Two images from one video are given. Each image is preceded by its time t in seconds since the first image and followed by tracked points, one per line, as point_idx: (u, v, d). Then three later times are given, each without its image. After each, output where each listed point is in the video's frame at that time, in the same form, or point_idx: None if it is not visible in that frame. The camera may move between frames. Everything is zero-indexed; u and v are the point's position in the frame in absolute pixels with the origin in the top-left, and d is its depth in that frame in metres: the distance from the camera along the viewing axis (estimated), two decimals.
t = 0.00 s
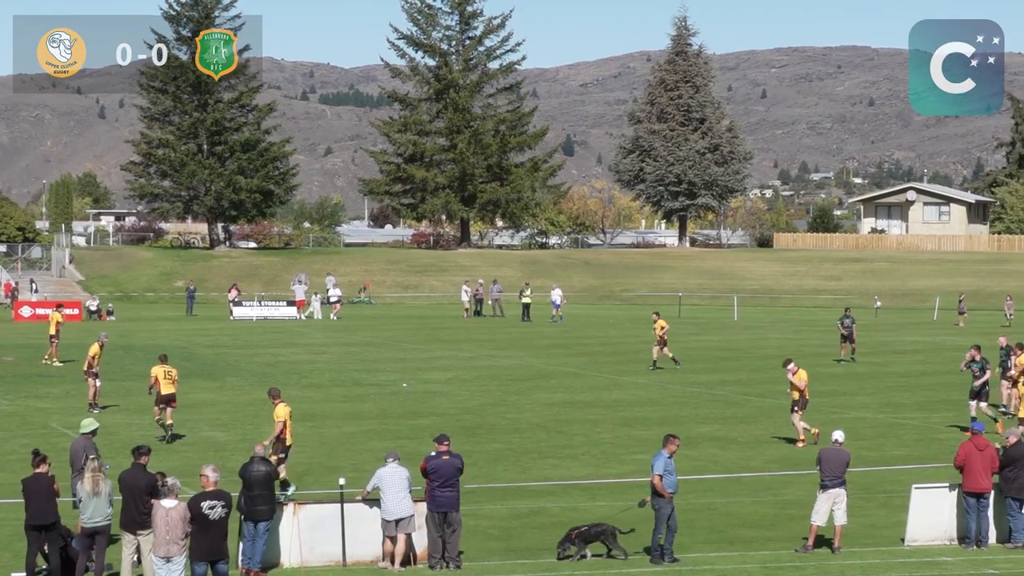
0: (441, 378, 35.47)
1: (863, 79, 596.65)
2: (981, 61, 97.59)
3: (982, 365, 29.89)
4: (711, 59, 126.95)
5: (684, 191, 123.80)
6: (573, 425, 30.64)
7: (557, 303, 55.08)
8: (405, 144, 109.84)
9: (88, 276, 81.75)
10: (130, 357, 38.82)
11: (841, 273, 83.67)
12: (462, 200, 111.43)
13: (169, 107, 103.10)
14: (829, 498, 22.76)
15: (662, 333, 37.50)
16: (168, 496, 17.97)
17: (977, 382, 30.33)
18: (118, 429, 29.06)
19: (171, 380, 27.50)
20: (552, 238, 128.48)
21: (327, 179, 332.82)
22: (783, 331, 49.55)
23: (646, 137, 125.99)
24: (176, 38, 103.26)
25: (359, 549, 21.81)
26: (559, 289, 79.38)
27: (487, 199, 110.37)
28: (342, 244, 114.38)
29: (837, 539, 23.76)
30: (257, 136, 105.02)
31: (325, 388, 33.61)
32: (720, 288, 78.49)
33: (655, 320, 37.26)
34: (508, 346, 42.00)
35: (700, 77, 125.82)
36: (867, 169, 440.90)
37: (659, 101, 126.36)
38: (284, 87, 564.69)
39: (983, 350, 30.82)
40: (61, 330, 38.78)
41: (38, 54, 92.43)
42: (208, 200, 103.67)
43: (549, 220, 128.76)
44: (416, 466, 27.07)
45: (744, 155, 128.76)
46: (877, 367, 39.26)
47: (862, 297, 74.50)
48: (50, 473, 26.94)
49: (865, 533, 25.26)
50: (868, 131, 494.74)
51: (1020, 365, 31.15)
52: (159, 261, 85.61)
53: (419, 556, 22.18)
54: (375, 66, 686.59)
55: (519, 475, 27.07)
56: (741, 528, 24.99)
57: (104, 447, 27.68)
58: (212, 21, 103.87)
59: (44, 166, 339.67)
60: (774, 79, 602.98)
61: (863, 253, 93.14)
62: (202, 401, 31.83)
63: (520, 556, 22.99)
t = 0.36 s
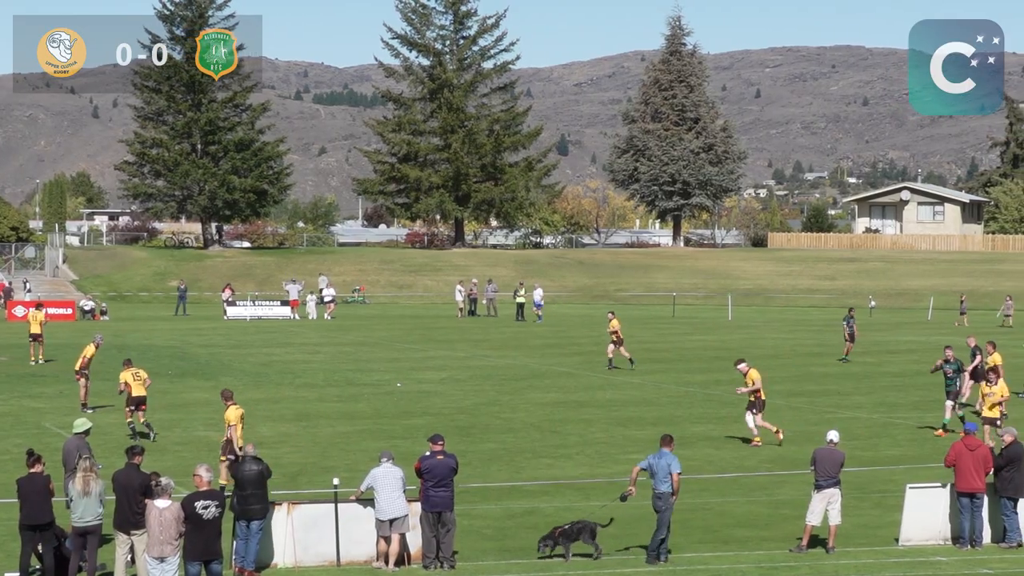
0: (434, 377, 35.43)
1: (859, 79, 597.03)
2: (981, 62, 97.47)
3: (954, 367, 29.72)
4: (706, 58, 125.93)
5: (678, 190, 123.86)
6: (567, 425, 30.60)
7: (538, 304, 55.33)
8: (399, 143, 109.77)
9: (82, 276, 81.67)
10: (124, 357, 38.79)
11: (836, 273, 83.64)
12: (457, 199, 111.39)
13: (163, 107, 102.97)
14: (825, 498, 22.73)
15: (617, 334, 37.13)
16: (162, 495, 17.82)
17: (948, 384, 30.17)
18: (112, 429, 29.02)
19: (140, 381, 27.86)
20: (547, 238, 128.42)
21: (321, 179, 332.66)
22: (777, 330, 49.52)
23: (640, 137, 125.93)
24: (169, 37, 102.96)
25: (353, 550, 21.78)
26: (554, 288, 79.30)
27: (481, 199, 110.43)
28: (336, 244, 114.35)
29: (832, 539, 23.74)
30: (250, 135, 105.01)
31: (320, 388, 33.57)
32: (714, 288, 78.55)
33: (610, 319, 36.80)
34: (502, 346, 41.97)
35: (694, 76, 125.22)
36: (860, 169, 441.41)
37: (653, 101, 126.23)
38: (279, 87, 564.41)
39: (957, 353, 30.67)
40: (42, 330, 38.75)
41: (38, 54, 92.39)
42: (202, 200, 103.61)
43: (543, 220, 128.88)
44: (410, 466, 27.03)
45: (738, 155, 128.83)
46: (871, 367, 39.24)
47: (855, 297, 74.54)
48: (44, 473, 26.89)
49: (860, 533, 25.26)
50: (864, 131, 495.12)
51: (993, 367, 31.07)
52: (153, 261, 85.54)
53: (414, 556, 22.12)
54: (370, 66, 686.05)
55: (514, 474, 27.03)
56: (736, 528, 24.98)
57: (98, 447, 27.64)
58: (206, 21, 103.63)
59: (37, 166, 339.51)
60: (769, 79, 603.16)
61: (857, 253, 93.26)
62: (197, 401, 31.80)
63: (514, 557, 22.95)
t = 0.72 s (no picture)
0: (427, 378, 35.45)
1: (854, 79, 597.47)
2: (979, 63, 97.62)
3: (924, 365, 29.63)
4: (697, 60, 127.45)
5: (671, 191, 123.80)
6: (560, 426, 30.60)
7: (519, 305, 55.63)
8: (392, 144, 109.48)
9: (74, 276, 81.62)
10: (117, 358, 38.77)
11: (828, 273, 83.69)
12: (449, 200, 111.29)
13: (155, 108, 102.89)
14: (818, 499, 22.89)
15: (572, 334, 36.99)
16: (154, 496, 17.88)
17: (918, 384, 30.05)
18: (105, 430, 29.00)
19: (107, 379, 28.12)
20: (539, 238, 128.21)
21: (313, 180, 332.68)
22: (769, 331, 49.56)
23: (632, 137, 125.87)
24: (161, 38, 102.78)
25: (347, 549, 21.81)
26: (546, 289, 79.27)
27: (474, 200, 110.32)
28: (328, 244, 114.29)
29: (825, 539, 23.76)
30: (243, 136, 104.92)
31: (312, 388, 33.54)
32: (707, 288, 78.64)
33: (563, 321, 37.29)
34: (495, 347, 42.00)
35: (687, 77, 126.03)
36: (852, 169, 442.31)
37: (646, 102, 126.40)
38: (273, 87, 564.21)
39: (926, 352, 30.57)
40: (27, 330, 38.63)
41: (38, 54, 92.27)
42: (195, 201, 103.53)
43: (536, 221, 128.85)
44: (403, 466, 27.02)
45: (731, 155, 128.88)
46: (863, 367, 39.31)
47: (848, 297, 74.58)
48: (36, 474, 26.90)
49: (853, 534, 25.29)
50: (859, 132, 495.39)
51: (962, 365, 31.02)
52: (145, 262, 85.53)
53: (406, 557, 22.12)
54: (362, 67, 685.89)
55: (507, 475, 27.03)
56: (728, 528, 25.01)
57: (89, 449, 27.63)
58: (198, 21, 103.39)
59: (30, 166, 339.49)
60: (764, 79, 603.46)
61: (849, 254, 93.43)
62: (189, 402, 31.79)
63: (507, 556, 22.97)
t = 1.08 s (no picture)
0: (416, 378, 35.43)
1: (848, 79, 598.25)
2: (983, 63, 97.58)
3: (889, 365, 29.38)
4: (687, 59, 127.06)
5: (661, 191, 123.83)
6: (549, 426, 30.58)
7: (497, 305, 55.91)
8: (381, 144, 109.52)
9: (63, 276, 81.54)
10: (106, 358, 38.75)
11: (818, 273, 83.73)
12: (439, 200, 111.25)
13: (145, 108, 102.74)
14: (808, 499, 22.92)
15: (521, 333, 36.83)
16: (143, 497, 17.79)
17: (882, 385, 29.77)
18: (95, 431, 28.98)
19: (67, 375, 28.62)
20: (529, 239, 127.93)
21: (303, 180, 332.61)
22: (760, 331, 49.59)
23: (622, 138, 125.87)
24: (150, 38, 102.68)
25: (335, 550, 21.79)
26: (536, 289, 79.25)
27: (464, 200, 110.37)
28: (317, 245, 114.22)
29: (814, 539, 23.79)
30: (233, 136, 104.79)
31: (302, 389, 33.53)
32: (697, 288, 78.71)
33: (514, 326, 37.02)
34: (484, 346, 42.01)
35: (677, 77, 125.79)
36: (844, 169, 443.44)
37: (636, 102, 126.29)
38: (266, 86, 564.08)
39: (888, 352, 30.33)
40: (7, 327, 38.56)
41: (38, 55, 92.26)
42: (184, 201, 103.45)
43: (526, 221, 128.86)
44: (393, 467, 27.02)
45: (721, 156, 128.97)
46: (853, 368, 39.30)
47: (838, 298, 74.65)
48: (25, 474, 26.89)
49: (842, 534, 25.31)
50: (851, 133, 496.53)
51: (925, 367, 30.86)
52: (134, 262, 85.43)
53: (396, 557, 22.11)
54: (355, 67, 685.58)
55: (496, 475, 27.00)
56: (717, 529, 25.03)
57: (78, 450, 27.62)
58: (188, 22, 103.14)
59: (20, 166, 339.32)
60: (757, 79, 604.12)
61: (839, 254, 93.64)
62: (179, 402, 31.78)
63: (498, 557, 22.98)
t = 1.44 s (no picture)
0: (400, 378, 35.44)
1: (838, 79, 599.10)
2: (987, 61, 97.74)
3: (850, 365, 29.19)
4: (671, 59, 126.81)
5: (645, 191, 123.88)
6: (533, 425, 30.57)
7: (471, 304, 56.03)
8: (365, 144, 109.45)
9: (47, 276, 81.35)
10: (89, 358, 38.70)
11: (802, 273, 83.82)
12: (423, 200, 111.17)
13: (128, 108, 102.58)
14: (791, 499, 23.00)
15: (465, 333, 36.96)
16: (126, 498, 17.75)
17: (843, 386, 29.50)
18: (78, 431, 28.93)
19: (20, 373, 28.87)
20: (513, 238, 127.87)
21: (287, 180, 332.38)
22: (743, 330, 49.66)
23: (606, 137, 125.80)
24: (134, 38, 102.65)
25: (320, 550, 21.78)
26: (519, 289, 79.23)
27: (448, 200, 110.38)
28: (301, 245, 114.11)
29: (797, 539, 23.85)
30: (217, 136, 104.71)
31: (287, 389, 33.51)
32: (680, 288, 78.72)
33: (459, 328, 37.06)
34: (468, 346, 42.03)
35: (661, 77, 125.69)
36: (828, 169, 444.95)
37: (620, 101, 126.14)
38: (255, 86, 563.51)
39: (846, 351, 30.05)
40: None
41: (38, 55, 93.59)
42: (168, 201, 103.23)
43: (509, 220, 128.79)
44: (377, 467, 27.03)
45: (705, 156, 129.11)
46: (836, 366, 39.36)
47: (822, 297, 74.64)
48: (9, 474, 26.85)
49: (826, 533, 25.35)
50: (842, 131, 495.94)
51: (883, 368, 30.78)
52: (117, 262, 85.26)
53: (379, 557, 22.13)
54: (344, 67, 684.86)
55: (481, 475, 26.98)
56: (702, 528, 25.05)
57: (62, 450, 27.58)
58: (172, 21, 103.63)
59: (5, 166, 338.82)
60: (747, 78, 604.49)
61: (823, 254, 93.81)
62: (163, 402, 31.76)
63: (483, 556, 23.00)
